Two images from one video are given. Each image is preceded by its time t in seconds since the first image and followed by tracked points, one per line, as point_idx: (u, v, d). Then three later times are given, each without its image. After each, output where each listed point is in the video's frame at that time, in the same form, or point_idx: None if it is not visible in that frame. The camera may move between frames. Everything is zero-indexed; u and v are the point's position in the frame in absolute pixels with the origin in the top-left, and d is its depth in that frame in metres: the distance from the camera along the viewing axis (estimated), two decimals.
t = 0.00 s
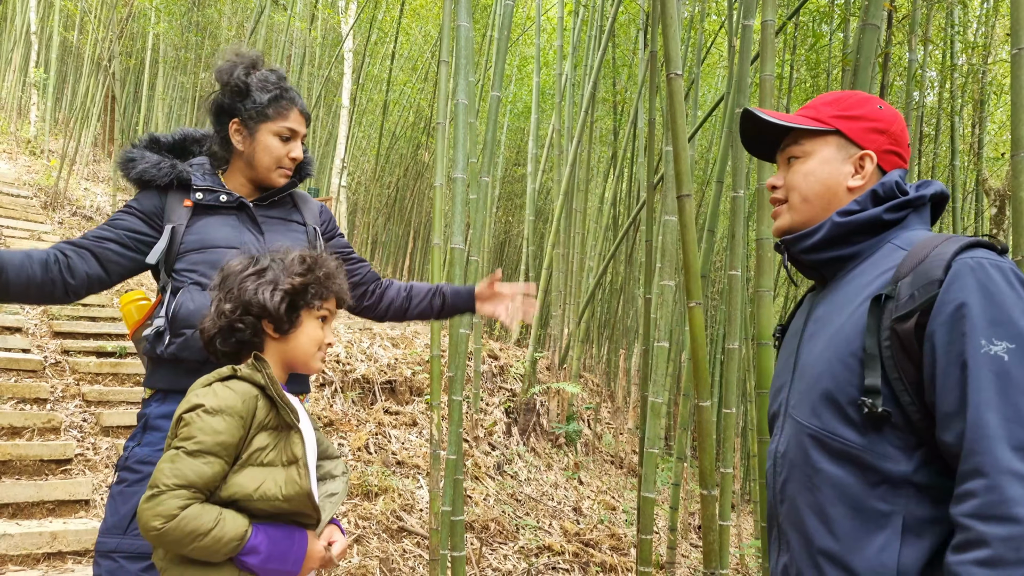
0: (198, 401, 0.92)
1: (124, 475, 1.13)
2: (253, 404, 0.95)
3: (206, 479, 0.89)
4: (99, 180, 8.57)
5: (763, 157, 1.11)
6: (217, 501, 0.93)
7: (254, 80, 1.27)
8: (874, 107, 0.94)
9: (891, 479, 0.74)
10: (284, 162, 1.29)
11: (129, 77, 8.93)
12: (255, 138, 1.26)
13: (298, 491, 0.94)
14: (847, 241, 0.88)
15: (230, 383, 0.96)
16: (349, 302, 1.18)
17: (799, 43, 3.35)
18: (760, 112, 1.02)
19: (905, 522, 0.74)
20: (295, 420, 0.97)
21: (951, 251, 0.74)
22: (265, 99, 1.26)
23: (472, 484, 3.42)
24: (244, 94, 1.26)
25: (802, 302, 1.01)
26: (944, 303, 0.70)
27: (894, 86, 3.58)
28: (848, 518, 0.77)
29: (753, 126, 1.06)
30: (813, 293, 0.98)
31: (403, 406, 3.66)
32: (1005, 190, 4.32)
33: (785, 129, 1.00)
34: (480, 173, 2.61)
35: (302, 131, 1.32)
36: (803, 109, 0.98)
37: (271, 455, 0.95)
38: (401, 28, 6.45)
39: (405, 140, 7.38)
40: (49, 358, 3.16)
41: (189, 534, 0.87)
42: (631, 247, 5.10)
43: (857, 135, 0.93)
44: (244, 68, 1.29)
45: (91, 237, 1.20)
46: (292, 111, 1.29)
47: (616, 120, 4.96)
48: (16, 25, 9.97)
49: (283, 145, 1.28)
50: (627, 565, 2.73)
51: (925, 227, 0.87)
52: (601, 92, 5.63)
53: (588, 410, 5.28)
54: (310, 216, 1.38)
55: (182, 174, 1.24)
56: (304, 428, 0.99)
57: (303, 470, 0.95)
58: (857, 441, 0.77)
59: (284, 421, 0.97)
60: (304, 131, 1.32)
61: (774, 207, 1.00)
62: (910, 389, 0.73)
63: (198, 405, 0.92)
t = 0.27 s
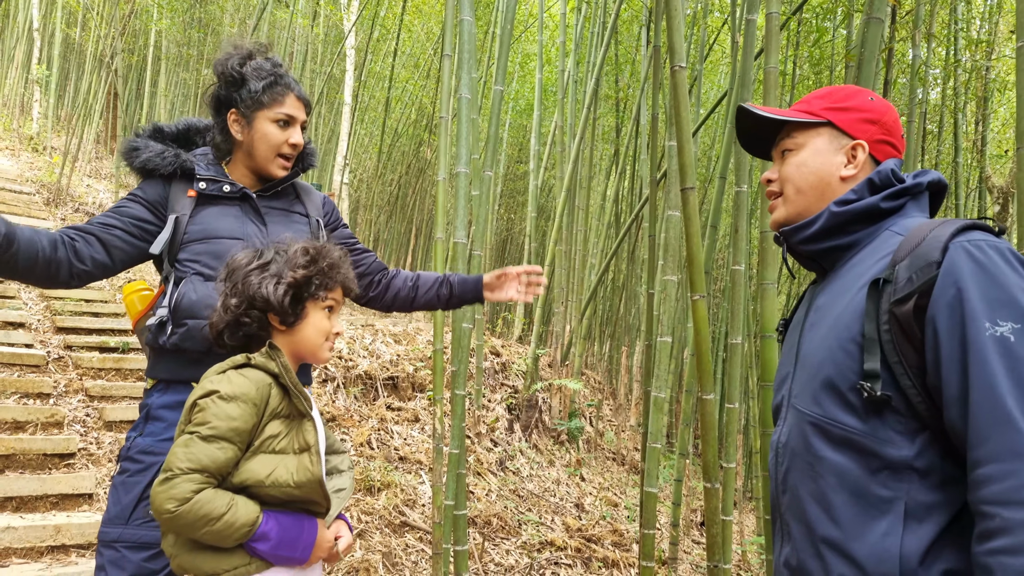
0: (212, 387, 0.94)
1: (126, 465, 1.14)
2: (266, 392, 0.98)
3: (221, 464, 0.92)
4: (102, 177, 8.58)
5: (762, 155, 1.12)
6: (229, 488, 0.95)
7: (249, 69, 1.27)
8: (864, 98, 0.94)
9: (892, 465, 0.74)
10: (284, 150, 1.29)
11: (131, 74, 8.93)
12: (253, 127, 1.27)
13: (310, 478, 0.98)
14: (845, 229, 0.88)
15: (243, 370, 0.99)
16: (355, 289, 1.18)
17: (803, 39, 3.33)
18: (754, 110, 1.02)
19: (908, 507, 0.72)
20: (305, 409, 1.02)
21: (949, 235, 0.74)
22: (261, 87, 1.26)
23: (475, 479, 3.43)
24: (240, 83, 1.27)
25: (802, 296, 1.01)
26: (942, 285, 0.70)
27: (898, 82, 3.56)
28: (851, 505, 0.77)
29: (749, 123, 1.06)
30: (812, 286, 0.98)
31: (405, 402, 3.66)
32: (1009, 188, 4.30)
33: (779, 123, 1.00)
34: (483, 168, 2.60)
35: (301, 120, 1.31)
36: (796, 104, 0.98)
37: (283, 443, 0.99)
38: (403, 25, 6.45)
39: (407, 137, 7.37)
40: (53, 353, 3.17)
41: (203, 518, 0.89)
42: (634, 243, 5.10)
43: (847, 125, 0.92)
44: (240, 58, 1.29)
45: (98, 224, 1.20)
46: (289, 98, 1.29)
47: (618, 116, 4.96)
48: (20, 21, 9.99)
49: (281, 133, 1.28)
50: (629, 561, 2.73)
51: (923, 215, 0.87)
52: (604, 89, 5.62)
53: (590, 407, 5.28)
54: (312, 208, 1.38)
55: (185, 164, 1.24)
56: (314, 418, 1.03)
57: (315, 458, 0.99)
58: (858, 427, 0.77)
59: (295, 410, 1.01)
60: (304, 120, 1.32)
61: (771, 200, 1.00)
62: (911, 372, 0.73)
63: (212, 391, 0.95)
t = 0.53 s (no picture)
0: (231, 379, 0.95)
1: (130, 459, 1.14)
2: (284, 384, 0.99)
3: (239, 455, 0.93)
4: (105, 173, 8.58)
5: (777, 147, 1.12)
6: (247, 479, 0.96)
7: (250, 61, 1.27)
8: (883, 88, 0.93)
9: (893, 457, 0.73)
10: (286, 142, 1.29)
11: (134, 71, 8.93)
12: (255, 118, 1.26)
13: (327, 470, 0.98)
14: (857, 221, 0.88)
15: (263, 362, 0.99)
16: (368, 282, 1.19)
17: (807, 33, 3.31)
18: (768, 102, 1.03)
19: (908, 500, 0.72)
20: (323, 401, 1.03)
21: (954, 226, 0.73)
22: (261, 79, 1.25)
23: (478, 475, 3.43)
24: (241, 76, 1.27)
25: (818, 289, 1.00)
26: (941, 277, 0.69)
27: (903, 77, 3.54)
28: (851, 497, 0.76)
29: (763, 117, 1.07)
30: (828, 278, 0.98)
31: (409, 398, 3.66)
32: (1014, 183, 4.28)
33: (794, 114, 1.00)
34: (487, 163, 2.59)
35: (303, 110, 1.31)
36: (812, 95, 0.98)
37: (301, 434, 0.99)
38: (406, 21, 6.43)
39: (410, 133, 7.36)
40: (57, 348, 3.17)
41: (220, 509, 0.90)
42: (637, 239, 5.09)
43: (862, 117, 0.92)
44: (242, 51, 1.29)
45: (104, 222, 1.19)
46: (290, 90, 1.28)
47: (621, 112, 4.94)
48: (22, 18, 10.00)
49: (283, 126, 1.28)
50: (633, 557, 2.73)
51: (939, 207, 0.86)
52: (607, 85, 5.61)
53: (593, 403, 5.27)
54: (317, 202, 1.38)
55: (188, 157, 1.24)
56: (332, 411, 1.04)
57: (332, 450, 0.99)
58: (858, 419, 0.76)
59: (313, 402, 1.02)
60: (305, 111, 1.31)
61: (784, 191, 1.01)
62: (910, 364, 0.72)
63: (231, 382, 0.95)
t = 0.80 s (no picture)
0: (255, 373, 0.95)
1: (142, 456, 1.13)
2: (307, 379, 0.99)
3: (262, 450, 0.92)
4: (112, 171, 8.60)
5: (800, 139, 1.11)
6: (268, 475, 0.95)
7: (249, 54, 1.29)
8: (910, 80, 0.93)
9: (917, 455, 0.72)
10: (293, 128, 1.28)
11: (141, 68, 8.94)
12: (259, 109, 1.27)
13: (348, 467, 0.98)
14: (881, 215, 0.87)
15: (286, 358, 0.99)
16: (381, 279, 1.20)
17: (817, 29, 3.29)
18: (792, 92, 1.03)
19: (932, 500, 0.71)
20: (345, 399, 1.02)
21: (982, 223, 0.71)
22: (262, 69, 1.27)
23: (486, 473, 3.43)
24: (242, 68, 1.29)
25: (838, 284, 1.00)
26: (967, 275, 0.68)
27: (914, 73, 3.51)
28: (872, 495, 0.76)
29: (788, 109, 1.07)
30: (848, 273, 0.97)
31: (416, 395, 3.65)
32: None
33: (819, 107, 0.99)
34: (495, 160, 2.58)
35: (307, 97, 1.32)
36: (838, 86, 0.98)
37: (322, 431, 0.99)
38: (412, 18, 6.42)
39: (416, 130, 7.35)
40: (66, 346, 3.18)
41: (241, 504, 0.89)
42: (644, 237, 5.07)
43: (890, 109, 0.92)
44: (242, 46, 1.32)
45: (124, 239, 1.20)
46: (291, 76, 1.29)
47: (628, 109, 4.92)
48: (29, 16, 10.03)
49: (289, 112, 1.28)
50: (642, 555, 2.72)
51: (965, 202, 0.85)
52: (614, 82, 5.59)
53: (600, 401, 5.26)
54: (327, 198, 1.37)
55: (200, 154, 1.24)
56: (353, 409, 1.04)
57: (354, 447, 0.99)
58: (881, 417, 0.75)
59: (335, 399, 1.02)
60: (309, 98, 1.32)
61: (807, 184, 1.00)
62: (934, 363, 0.71)
63: (255, 376, 0.95)
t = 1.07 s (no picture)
0: (280, 371, 0.95)
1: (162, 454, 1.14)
2: (332, 376, 0.99)
3: (288, 448, 0.92)
4: (127, 172, 8.67)
5: (825, 132, 1.10)
6: (295, 473, 0.96)
7: (254, 57, 1.29)
8: (938, 73, 0.92)
9: (951, 455, 0.71)
10: (302, 126, 1.28)
11: (154, 70, 9.00)
12: (267, 109, 1.28)
13: (375, 463, 0.98)
14: (908, 210, 0.86)
15: (310, 354, 0.99)
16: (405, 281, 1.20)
17: (833, 25, 3.26)
18: (817, 83, 1.02)
19: (971, 499, 0.70)
20: (370, 395, 1.02)
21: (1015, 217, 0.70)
22: (266, 71, 1.27)
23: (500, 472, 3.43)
24: (249, 72, 1.29)
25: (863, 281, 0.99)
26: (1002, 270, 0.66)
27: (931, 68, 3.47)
28: (906, 494, 0.75)
29: (811, 102, 1.06)
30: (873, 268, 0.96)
31: (429, 394, 3.65)
32: None
33: (843, 99, 0.98)
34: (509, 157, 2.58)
35: (315, 92, 1.31)
36: (865, 78, 0.96)
37: (347, 427, 0.99)
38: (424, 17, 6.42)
39: (427, 130, 7.36)
40: (83, 345, 3.21)
41: (268, 503, 0.89)
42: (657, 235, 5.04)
43: (917, 101, 0.91)
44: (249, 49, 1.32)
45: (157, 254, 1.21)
46: (298, 73, 1.29)
47: (641, 106, 4.90)
48: (45, 19, 10.12)
49: (297, 109, 1.28)
50: (657, 554, 2.71)
51: (992, 195, 0.84)
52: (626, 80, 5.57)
53: (613, 400, 5.25)
54: (344, 196, 1.37)
55: (216, 156, 1.25)
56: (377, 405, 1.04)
57: (380, 443, 0.99)
58: (914, 416, 0.75)
59: (360, 395, 1.02)
60: (318, 92, 1.32)
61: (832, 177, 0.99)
62: (967, 360, 0.70)
63: (279, 374, 0.95)
